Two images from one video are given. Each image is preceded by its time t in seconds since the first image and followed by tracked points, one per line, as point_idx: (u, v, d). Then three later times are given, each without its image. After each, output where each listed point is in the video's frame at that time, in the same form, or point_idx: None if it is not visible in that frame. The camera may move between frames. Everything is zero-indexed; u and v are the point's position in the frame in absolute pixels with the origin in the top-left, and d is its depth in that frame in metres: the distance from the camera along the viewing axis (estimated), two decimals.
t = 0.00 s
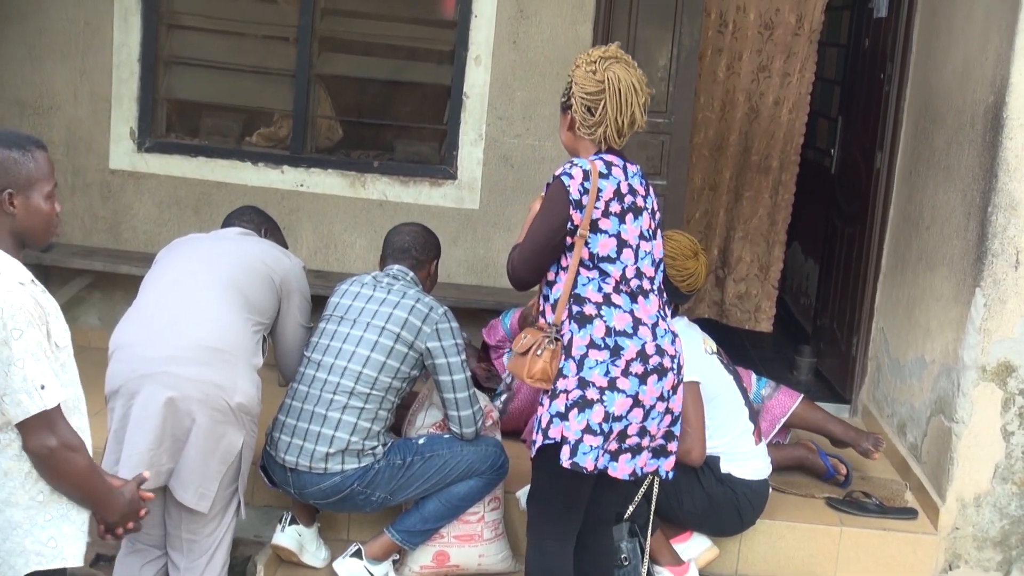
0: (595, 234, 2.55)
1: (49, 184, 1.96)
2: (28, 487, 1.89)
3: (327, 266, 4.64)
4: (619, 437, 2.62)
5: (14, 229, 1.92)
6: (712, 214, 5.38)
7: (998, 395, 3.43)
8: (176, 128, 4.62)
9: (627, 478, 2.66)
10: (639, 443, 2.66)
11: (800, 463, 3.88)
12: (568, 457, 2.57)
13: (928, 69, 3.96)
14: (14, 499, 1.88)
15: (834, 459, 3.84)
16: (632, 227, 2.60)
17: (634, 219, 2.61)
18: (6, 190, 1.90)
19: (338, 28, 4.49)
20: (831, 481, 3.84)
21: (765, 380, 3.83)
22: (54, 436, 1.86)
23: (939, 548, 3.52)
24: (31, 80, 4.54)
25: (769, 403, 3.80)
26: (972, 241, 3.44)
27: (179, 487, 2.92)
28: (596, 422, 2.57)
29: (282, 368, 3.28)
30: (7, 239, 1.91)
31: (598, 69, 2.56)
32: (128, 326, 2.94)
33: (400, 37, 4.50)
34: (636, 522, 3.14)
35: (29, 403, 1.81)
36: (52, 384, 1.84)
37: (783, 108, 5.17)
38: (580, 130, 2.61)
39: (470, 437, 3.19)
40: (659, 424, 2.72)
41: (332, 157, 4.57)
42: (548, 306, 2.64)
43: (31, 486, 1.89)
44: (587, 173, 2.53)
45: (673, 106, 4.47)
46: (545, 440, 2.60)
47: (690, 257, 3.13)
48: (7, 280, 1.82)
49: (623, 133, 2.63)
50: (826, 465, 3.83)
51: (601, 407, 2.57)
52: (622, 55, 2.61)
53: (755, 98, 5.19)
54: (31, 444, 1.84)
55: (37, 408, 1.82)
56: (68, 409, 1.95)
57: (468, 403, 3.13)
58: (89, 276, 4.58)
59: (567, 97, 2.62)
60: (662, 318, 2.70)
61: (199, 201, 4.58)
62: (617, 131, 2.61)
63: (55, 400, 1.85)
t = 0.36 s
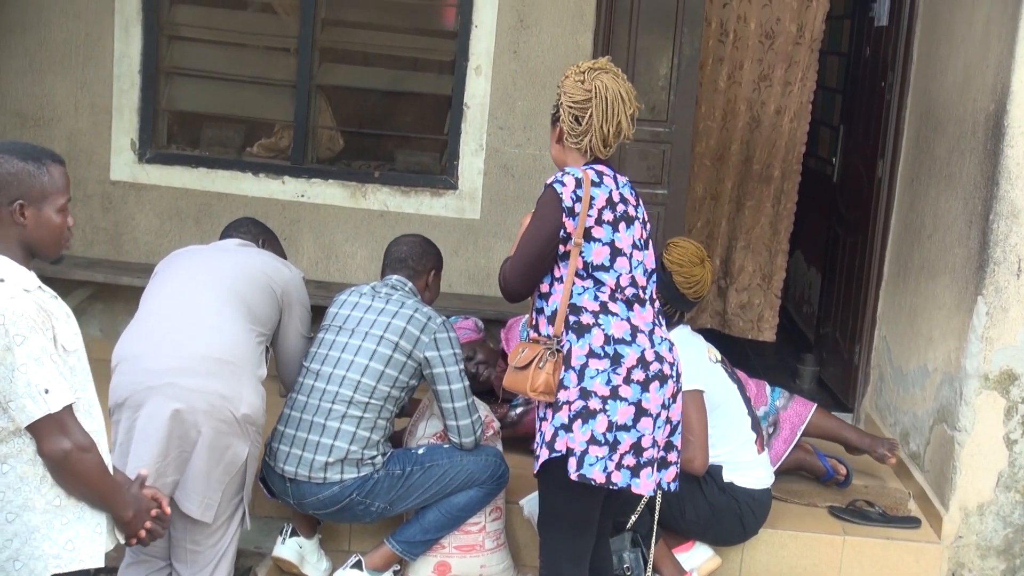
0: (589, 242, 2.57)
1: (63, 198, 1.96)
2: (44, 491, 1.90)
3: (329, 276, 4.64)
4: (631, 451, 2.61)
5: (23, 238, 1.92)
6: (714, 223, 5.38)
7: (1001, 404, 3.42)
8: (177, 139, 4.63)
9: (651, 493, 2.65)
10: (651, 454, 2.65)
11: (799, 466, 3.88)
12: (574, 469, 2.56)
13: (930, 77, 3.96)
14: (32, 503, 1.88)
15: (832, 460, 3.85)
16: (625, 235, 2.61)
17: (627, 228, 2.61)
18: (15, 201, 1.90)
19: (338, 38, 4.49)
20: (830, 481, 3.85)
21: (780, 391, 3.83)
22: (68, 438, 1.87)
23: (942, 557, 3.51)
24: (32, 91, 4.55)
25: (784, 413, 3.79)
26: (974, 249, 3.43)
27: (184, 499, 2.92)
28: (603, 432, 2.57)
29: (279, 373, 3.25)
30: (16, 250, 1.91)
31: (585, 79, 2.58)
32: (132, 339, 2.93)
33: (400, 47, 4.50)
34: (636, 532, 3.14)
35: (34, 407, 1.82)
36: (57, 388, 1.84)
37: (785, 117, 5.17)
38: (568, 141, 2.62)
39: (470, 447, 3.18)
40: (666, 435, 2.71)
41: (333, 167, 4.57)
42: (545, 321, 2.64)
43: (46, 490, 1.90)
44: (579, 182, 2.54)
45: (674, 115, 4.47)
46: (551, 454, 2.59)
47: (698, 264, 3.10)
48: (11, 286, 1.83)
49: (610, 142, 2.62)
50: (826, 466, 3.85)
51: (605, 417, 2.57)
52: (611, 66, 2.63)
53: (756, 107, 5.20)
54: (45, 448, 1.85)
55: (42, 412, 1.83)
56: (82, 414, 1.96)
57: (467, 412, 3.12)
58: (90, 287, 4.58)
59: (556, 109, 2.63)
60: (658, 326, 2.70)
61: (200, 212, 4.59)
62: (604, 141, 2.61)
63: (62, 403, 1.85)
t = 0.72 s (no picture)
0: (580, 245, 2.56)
1: (75, 201, 1.97)
2: (48, 495, 1.89)
3: (331, 277, 4.64)
4: (622, 458, 2.58)
5: (35, 241, 1.92)
6: (716, 224, 5.38)
7: (1004, 403, 3.41)
8: (178, 141, 4.63)
9: (644, 500, 2.62)
10: (645, 460, 2.62)
11: (799, 462, 3.92)
12: (562, 475, 2.54)
13: (932, 76, 3.95)
14: (36, 507, 1.87)
15: (833, 452, 3.92)
16: (616, 238, 2.60)
17: (618, 231, 2.61)
18: (29, 202, 1.91)
19: (339, 39, 4.50)
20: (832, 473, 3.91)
21: (786, 378, 3.84)
22: (80, 442, 1.87)
23: (945, 557, 3.51)
24: (34, 92, 4.55)
25: (792, 399, 3.80)
26: (977, 248, 3.43)
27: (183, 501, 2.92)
28: (589, 438, 2.55)
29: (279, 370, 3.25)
30: (29, 252, 1.91)
31: (575, 79, 2.57)
32: (129, 341, 2.93)
33: (402, 48, 4.51)
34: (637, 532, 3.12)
35: (42, 412, 1.81)
36: (66, 394, 1.84)
37: (787, 117, 5.17)
38: (560, 142, 2.61)
39: (471, 447, 3.18)
40: (660, 441, 2.69)
41: (335, 168, 4.57)
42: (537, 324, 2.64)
43: (51, 495, 1.89)
44: (570, 185, 2.53)
45: (676, 115, 4.47)
46: (535, 459, 2.58)
47: (715, 254, 3.09)
48: (24, 290, 1.83)
49: (602, 142, 2.61)
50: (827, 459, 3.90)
51: (592, 422, 2.55)
52: (601, 66, 2.62)
53: (758, 108, 5.19)
54: (57, 452, 1.85)
55: (50, 417, 1.82)
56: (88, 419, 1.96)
57: (469, 413, 3.11)
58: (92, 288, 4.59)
59: (549, 111, 2.63)
60: (649, 330, 2.69)
61: (202, 213, 4.59)
62: (595, 141, 2.60)
63: (70, 409, 1.84)
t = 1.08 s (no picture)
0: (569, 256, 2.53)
1: (89, 211, 1.97)
2: (66, 513, 1.90)
3: (336, 282, 4.65)
4: (603, 472, 2.59)
5: (50, 253, 1.93)
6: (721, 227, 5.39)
7: (1010, 406, 3.41)
8: (183, 147, 4.64)
9: (625, 515, 2.62)
10: (626, 475, 2.62)
11: (808, 465, 3.95)
12: (542, 487, 2.56)
13: (936, 80, 3.95)
14: (53, 524, 1.89)
15: (841, 457, 3.95)
16: (609, 249, 2.55)
17: (611, 241, 2.55)
18: (43, 213, 1.91)
19: (343, 45, 4.50)
20: (840, 478, 3.93)
21: (795, 390, 3.81)
22: (105, 462, 1.88)
23: (952, 561, 3.50)
24: (39, 99, 4.56)
25: (800, 413, 3.78)
26: (982, 251, 3.42)
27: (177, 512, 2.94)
28: (570, 451, 2.56)
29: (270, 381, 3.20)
30: (43, 263, 1.92)
31: (573, 79, 2.55)
32: (116, 353, 2.92)
33: (406, 53, 4.52)
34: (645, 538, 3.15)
35: (61, 436, 1.81)
36: (85, 416, 1.84)
37: (792, 121, 5.17)
38: (559, 144, 2.59)
39: (475, 451, 3.17)
40: (645, 456, 2.67)
41: (339, 174, 4.58)
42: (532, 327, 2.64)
43: (68, 513, 1.90)
44: (561, 196, 2.50)
45: (680, 119, 4.47)
46: (517, 469, 2.60)
47: (725, 259, 3.07)
48: (39, 308, 1.81)
49: (599, 145, 2.57)
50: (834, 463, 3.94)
51: (572, 437, 2.55)
52: (602, 66, 2.58)
53: (763, 111, 5.19)
54: (85, 473, 1.86)
55: (70, 441, 1.82)
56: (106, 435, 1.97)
57: (471, 419, 3.09)
58: (99, 294, 4.60)
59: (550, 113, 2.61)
60: (642, 342, 2.64)
61: (207, 219, 4.60)
62: (592, 143, 2.56)
63: (89, 432, 1.84)
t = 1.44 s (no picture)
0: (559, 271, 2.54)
1: (104, 228, 1.97)
2: (81, 535, 1.92)
3: (342, 290, 4.66)
4: (582, 490, 2.62)
5: (65, 271, 1.93)
6: (726, 232, 5.39)
7: (1016, 410, 3.41)
8: (189, 155, 4.65)
9: (599, 536, 2.64)
10: (604, 495, 2.64)
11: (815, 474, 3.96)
12: (520, 501, 2.64)
13: (940, 84, 3.96)
14: (69, 546, 1.92)
15: (848, 462, 3.92)
16: (600, 266, 2.55)
17: (602, 258, 2.55)
18: (59, 231, 1.92)
19: (348, 52, 4.52)
20: (849, 484, 3.91)
21: (821, 414, 3.77)
22: (110, 493, 1.90)
23: (959, 564, 3.51)
24: (46, 108, 4.58)
25: (821, 437, 3.76)
26: (987, 255, 3.42)
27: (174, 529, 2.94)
28: (549, 468, 2.61)
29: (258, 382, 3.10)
30: (57, 281, 1.92)
31: (572, 88, 2.56)
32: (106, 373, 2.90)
33: (411, 61, 4.53)
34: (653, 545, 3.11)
35: (68, 467, 1.84)
36: (94, 447, 1.86)
37: (796, 125, 5.17)
38: (558, 152, 2.61)
39: (481, 459, 3.16)
40: (628, 477, 2.68)
41: (345, 181, 4.59)
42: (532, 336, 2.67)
43: (84, 534, 1.93)
44: (550, 210, 2.51)
45: (684, 125, 4.48)
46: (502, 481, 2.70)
47: (727, 262, 3.09)
48: (50, 333, 1.85)
49: (590, 156, 2.55)
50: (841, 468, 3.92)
51: (552, 453, 2.60)
52: (605, 75, 2.57)
53: (767, 116, 5.20)
54: (88, 504, 1.88)
55: (77, 474, 1.85)
56: (120, 461, 2.00)
57: (477, 426, 3.09)
58: (105, 303, 4.60)
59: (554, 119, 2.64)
60: (633, 361, 2.63)
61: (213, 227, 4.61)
62: (583, 154, 2.55)
63: (98, 463, 1.86)
